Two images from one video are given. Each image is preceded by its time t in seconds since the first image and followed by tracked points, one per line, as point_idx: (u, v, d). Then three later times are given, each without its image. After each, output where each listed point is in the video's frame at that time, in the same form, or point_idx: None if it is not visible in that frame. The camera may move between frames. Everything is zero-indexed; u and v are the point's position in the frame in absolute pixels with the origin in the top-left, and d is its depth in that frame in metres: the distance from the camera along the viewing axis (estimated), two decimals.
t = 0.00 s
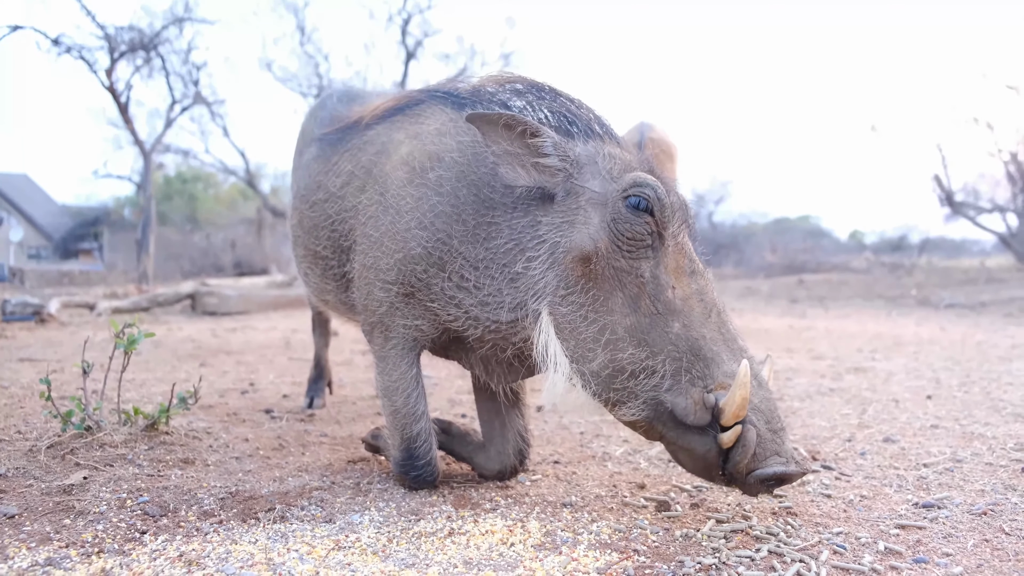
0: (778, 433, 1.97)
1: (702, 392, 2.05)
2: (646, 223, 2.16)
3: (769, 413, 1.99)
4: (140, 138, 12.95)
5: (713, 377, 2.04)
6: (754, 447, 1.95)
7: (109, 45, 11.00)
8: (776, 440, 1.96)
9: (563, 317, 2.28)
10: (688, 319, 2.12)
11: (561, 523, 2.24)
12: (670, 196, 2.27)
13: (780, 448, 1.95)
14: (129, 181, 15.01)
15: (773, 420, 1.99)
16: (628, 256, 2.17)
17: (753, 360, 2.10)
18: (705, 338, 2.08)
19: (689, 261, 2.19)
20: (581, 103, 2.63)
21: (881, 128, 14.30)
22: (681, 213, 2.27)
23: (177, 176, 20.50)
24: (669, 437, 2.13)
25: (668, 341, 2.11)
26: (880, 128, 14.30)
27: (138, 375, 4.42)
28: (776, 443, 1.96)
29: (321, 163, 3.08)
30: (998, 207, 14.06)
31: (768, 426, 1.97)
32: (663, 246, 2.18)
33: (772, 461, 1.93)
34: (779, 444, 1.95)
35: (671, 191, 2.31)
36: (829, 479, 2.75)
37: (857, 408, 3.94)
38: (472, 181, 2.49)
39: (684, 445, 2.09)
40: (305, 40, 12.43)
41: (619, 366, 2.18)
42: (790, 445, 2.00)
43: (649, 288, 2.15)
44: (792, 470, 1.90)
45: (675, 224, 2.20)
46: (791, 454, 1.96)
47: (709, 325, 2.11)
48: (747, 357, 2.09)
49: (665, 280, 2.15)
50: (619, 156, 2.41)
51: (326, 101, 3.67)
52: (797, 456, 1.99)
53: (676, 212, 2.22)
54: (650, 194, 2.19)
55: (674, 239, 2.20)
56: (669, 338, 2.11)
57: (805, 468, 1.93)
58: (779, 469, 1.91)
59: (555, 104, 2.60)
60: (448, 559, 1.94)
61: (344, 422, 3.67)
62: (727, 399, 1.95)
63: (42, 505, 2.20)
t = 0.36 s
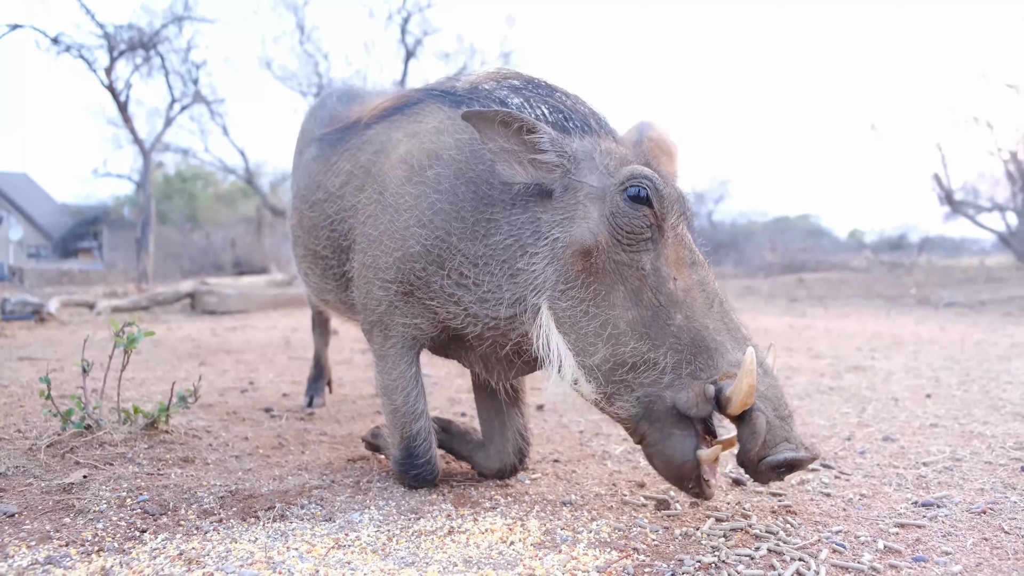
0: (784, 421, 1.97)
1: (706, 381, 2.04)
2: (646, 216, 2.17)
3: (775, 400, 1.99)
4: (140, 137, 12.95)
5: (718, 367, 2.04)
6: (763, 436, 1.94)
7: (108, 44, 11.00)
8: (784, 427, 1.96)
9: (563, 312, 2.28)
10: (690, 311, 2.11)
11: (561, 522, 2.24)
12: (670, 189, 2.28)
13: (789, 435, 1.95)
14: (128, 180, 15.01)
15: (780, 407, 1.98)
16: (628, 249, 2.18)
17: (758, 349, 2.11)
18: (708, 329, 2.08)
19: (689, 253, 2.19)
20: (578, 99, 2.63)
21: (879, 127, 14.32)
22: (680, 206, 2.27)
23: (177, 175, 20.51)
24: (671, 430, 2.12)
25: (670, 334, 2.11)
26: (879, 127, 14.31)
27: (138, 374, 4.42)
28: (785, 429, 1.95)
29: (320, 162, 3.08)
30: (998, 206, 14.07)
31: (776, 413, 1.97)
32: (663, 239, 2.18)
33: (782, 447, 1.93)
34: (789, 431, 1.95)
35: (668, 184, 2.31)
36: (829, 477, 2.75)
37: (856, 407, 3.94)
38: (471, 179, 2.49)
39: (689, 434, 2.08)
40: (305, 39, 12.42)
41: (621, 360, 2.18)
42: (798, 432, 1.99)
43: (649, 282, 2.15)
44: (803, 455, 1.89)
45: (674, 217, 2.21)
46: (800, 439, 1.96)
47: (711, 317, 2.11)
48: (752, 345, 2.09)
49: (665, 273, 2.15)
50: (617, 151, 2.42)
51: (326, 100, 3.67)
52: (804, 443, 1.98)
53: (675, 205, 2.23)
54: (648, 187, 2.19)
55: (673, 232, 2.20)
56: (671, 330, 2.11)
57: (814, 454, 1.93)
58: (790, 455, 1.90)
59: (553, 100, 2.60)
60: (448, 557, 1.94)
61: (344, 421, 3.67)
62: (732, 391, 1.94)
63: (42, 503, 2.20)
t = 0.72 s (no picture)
0: (775, 425, 1.98)
1: (702, 381, 2.05)
2: (644, 215, 2.16)
3: (767, 402, 2.00)
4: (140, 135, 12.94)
5: (712, 368, 2.04)
6: (753, 439, 1.95)
7: (108, 43, 10.99)
8: (775, 430, 1.97)
9: (561, 310, 2.28)
10: (686, 310, 2.11)
11: (561, 520, 2.24)
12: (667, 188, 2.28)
13: (779, 438, 1.96)
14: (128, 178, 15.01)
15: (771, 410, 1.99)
16: (625, 248, 2.17)
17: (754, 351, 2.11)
18: (704, 329, 2.09)
19: (687, 252, 2.19)
20: (576, 97, 2.62)
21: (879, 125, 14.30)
22: (678, 204, 2.27)
23: (177, 174, 20.51)
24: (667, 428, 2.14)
25: (667, 333, 2.11)
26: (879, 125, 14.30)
27: (138, 373, 4.42)
28: (775, 433, 1.97)
29: (320, 161, 3.07)
30: (998, 204, 14.06)
31: (768, 417, 1.98)
32: (661, 238, 2.18)
33: (771, 450, 1.94)
34: (778, 435, 1.96)
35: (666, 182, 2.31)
36: (829, 475, 2.75)
37: (856, 405, 3.94)
38: (469, 177, 2.49)
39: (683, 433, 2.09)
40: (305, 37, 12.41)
41: (619, 358, 2.19)
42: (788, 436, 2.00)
43: (647, 281, 2.15)
44: (792, 459, 1.91)
45: (672, 216, 2.20)
46: (789, 443, 1.97)
47: (707, 317, 2.11)
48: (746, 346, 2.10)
49: (662, 272, 2.15)
50: (615, 149, 2.42)
51: (326, 98, 3.67)
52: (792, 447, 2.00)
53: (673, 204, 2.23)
54: (646, 186, 2.19)
55: (671, 231, 2.20)
56: (668, 330, 2.11)
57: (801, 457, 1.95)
58: (779, 458, 1.92)
59: (551, 98, 2.60)
60: (449, 555, 1.94)
61: (344, 419, 3.67)
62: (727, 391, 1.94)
63: (43, 502, 2.20)
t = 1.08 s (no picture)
0: (775, 419, 1.98)
1: (702, 378, 2.04)
2: (644, 212, 2.16)
3: (766, 397, 1.99)
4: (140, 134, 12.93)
5: (712, 364, 2.04)
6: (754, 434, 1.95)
7: (109, 41, 10.98)
8: (775, 425, 1.96)
9: (561, 308, 2.28)
10: (686, 307, 2.11)
11: (561, 519, 2.24)
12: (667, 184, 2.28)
13: (780, 433, 1.96)
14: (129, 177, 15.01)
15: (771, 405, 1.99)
16: (625, 245, 2.17)
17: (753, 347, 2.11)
18: (703, 326, 2.08)
19: (686, 249, 2.20)
20: (575, 95, 2.62)
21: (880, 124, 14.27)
22: (678, 201, 2.27)
23: (178, 172, 20.51)
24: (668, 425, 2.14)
25: (667, 329, 2.11)
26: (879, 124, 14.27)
27: (138, 372, 4.42)
28: (776, 427, 1.96)
29: (320, 160, 3.07)
30: (998, 203, 14.04)
31: (768, 412, 1.97)
32: (660, 234, 2.18)
33: (772, 444, 1.94)
34: (779, 429, 1.96)
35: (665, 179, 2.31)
36: (829, 475, 2.75)
37: (856, 404, 3.93)
38: (469, 176, 2.49)
39: (683, 430, 2.09)
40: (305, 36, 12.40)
41: (618, 355, 2.18)
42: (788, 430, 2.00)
43: (647, 277, 2.15)
44: (792, 454, 1.91)
45: (671, 213, 2.21)
46: (790, 437, 1.97)
47: (706, 313, 2.11)
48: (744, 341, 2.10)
49: (662, 269, 2.15)
50: (615, 147, 2.41)
51: (326, 98, 3.67)
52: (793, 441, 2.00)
53: (673, 201, 2.23)
54: (646, 182, 2.19)
55: (670, 228, 2.20)
56: (667, 326, 2.11)
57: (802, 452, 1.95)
58: (780, 453, 1.92)
59: (550, 96, 2.60)
60: (448, 555, 1.94)
61: (344, 418, 3.67)
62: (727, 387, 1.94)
63: (43, 501, 2.20)
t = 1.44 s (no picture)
0: (773, 420, 1.98)
1: (700, 379, 2.04)
2: (642, 211, 2.16)
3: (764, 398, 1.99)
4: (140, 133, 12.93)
5: (710, 365, 2.04)
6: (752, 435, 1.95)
7: (109, 41, 10.98)
8: (772, 426, 1.97)
9: (559, 308, 2.28)
10: (684, 307, 2.11)
11: (560, 519, 2.24)
12: (666, 185, 2.28)
13: (777, 434, 1.96)
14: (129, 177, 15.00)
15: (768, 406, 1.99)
16: (624, 245, 2.18)
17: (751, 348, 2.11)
18: (701, 326, 2.08)
19: (685, 250, 2.20)
20: (574, 95, 2.62)
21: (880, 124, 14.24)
22: (676, 201, 2.27)
23: (178, 172, 20.52)
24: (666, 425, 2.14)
25: (665, 329, 2.11)
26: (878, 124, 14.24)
27: (138, 371, 4.42)
28: (773, 428, 1.96)
29: (319, 160, 3.07)
30: (998, 203, 14.04)
31: (765, 413, 1.97)
32: (659, 235, 2.18)
33: (769, 445, 1.94)
34: (777, 430, 1.96)
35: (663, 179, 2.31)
36: (829, 475, 2.75)
37: (856, 404, 3.93)
38: (467, 176, 2.49)
39: (682, 430, 2.10)
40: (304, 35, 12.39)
41: (617, 355, 2.18)
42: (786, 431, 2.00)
43: (645, 278, 2.15)
44: (789, 455, 1.91)
45: (670, 213, 2.21)
46: (788, 438, 1.97)
47: (704, 313, 2.11)
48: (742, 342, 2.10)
49: (660, 270, 2.15)
50: (613, 146, 2.41)
51: (325, 98, 3.66)
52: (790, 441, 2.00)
53: (672, 202, 2.23)
54: (645, 183, 2.19)
55: (668, 228, 2.20)
56: (665, 326, 2.11)
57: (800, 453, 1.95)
58: (777, 453, 1.92)
59: (549, 96, 2.60)
60: (448, 555, 1.94)
61: (344, 418, 3.67)
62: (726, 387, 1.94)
63: (42, 500, 2.20)
